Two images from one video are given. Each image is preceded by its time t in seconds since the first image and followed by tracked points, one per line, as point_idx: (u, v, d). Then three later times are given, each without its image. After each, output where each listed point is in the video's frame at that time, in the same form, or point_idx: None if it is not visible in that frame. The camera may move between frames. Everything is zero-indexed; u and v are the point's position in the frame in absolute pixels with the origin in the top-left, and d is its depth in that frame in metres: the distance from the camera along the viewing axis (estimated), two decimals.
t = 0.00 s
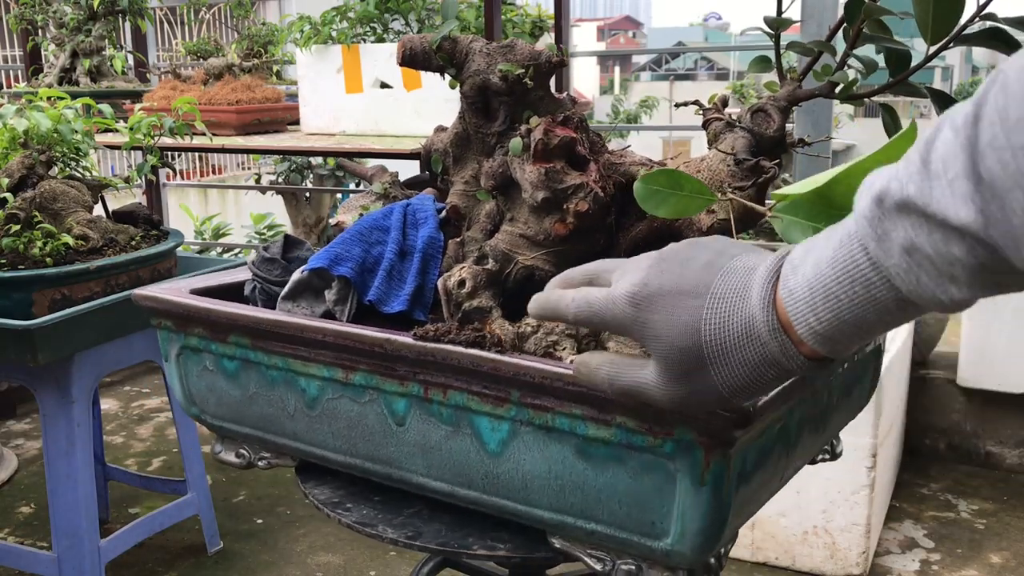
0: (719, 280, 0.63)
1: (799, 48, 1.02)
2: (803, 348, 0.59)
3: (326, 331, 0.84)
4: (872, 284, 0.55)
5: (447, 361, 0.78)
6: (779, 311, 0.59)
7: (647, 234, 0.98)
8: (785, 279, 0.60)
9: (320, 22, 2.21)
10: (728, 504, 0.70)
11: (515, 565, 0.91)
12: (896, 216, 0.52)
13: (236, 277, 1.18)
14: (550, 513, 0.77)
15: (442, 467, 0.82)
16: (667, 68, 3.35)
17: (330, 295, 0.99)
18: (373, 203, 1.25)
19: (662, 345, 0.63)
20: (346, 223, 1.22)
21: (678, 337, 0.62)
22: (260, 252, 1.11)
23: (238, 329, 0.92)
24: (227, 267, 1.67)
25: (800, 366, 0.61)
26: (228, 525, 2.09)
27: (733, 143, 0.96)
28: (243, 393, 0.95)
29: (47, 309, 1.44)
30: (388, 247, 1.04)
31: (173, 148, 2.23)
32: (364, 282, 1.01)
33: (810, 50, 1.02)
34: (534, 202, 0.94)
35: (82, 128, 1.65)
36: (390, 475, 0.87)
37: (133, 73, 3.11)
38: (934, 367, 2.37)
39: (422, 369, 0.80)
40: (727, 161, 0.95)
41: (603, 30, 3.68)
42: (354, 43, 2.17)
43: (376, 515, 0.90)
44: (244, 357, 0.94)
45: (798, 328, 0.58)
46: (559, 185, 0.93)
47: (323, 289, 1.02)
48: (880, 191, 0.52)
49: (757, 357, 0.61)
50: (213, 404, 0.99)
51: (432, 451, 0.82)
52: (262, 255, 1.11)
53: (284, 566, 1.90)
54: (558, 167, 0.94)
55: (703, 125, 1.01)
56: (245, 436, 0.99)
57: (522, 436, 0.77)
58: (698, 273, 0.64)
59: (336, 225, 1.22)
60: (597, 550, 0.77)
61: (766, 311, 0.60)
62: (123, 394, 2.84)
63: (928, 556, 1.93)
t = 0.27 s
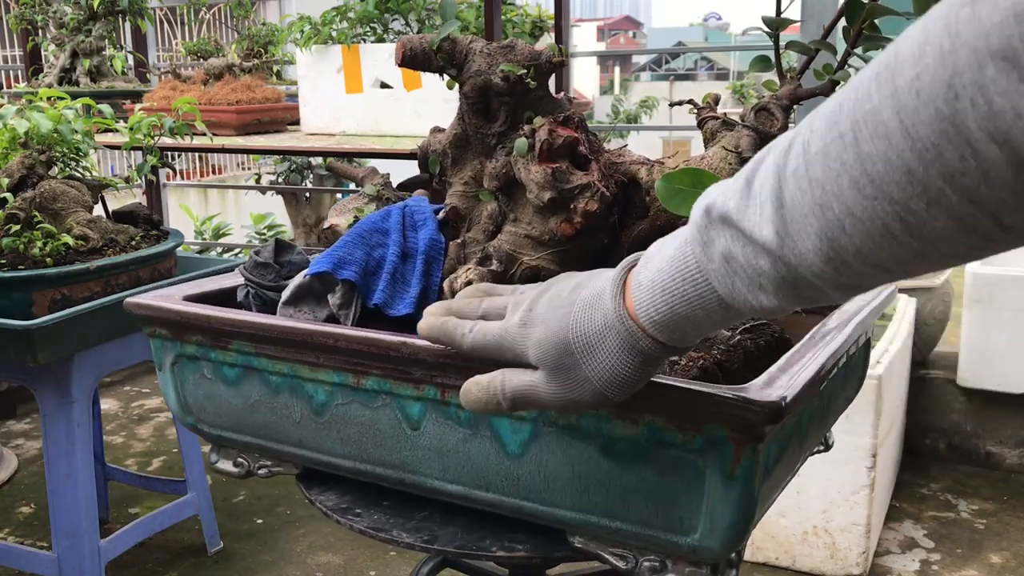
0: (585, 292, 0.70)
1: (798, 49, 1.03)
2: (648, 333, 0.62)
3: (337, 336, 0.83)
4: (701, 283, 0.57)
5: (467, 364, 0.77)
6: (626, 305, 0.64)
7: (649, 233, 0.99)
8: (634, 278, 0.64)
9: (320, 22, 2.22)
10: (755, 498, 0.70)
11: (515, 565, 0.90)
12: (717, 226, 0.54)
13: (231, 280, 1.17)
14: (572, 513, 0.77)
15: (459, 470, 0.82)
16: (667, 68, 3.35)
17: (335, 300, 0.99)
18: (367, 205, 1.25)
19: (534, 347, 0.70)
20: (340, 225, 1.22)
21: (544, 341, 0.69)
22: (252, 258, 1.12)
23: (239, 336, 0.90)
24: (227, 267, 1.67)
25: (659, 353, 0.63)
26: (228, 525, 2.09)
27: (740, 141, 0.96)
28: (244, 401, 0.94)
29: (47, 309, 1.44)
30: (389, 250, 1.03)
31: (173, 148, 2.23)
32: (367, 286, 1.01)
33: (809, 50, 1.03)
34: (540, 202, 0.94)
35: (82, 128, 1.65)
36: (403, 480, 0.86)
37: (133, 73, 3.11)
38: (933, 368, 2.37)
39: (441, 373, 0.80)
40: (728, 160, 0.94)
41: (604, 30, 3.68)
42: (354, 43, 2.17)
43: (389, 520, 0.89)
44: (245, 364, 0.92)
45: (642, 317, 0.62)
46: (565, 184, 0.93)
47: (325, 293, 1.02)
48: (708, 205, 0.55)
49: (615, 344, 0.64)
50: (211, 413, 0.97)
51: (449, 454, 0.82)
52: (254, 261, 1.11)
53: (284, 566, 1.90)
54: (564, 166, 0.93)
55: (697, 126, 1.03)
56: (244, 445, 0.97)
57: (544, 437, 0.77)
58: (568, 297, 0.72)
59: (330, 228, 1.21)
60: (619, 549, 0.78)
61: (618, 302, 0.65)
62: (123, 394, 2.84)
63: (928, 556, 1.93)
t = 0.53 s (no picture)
0: (650, 256, 0.73)
1: (799, 49, 1.03)
2: (697, 313, 0.66)
3: (350, 339, 0.83)
4: (757, 259, 0.60)
5: (487, 364, 0.77)
6: (681, 279, 0.67)
7: (652, 231, 0.98)
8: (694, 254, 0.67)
9: (320, 22, 2.22)
10: (776, 492, 0.71)
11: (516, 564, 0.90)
12: (780, 204, 0.56)
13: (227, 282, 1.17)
14: (592, 513, 0.77)
15: (475, 471, 0.82)
16: (667, 68, 3.35)
17: (340, 302, 0.99)
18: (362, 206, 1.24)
19: (586, 302, 0.73)
20: (335, 226, 1.20)
21: (596, 298, 0.72)
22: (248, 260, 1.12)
23: (244, 341, 0.90)
24: (227, 267, 1.67)
25: (705, 332, 0.66)
26: (228, 524, 2.10)
27: (746, 141, 0.96)
28: (248, 406, 0.93)
29: (47, 309, 1.44)
30: (393, 251, 1.04)
31: (173, 148, 2.23)
32: (372, 288, 1.01)
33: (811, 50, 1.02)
34: (546, 202, 0.94)
35: (82, 128, 1.65)
36: (416, 482, 0.86)
37: (134, 73, 3.12)
38: (933, 368, 2.37)
39: (458, 374, 0.80)
40: (732, 159, 0.94)
41: (603, 30, 3.68)
42: (354, 43, 2.17)
43: (400, 523, 0.89)
44: (249, 368, 0.92)
45: (693, 292, 0.65)
46: (572, 184, 0.93)
47: (329, 296, 1.00)
48: (771, 180, 0.56)
49: (662, 316, 0.68)
50: (211, 419, 0.97)
51: (464, 456, 0.82)
52: (250, 264, 1.11)
53: (283, 566, 1.90)
54: (570, 166, 0.93)
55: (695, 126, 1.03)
56: (246, 451, 0.96)
57: (563, 436, 0.77)
58: (631, 256, 0.75)
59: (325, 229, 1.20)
60: (638, 546, 0.77)
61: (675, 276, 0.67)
62: (123, 394, 2.84)
63: (928, 556, 1.93)
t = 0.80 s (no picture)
0: (755, 301, 0.69)
1: (799, 48, 1.02)
2: (814, 363, 0.63)
3: (360, 341, 0.82)
4: (886, 305, 0.58)
5: (502, 365, 0.77)
6: (796, 326, 0.64)
7: (653, 230, 0.98)
8: (808, 299, 0.64)
9: (320, 22, 2.22)
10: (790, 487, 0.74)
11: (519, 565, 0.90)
12: (908, 238, 0.57)
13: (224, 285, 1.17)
14: (606, 511, 0.79)
15: (486, 472, 0.82)
16: (667, 68, 3.35)
17: (344, 304, 0.99)
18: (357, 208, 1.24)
19: (686, 347, 0.69)
20: (331, 227, 1.20)
21: (699, 348, 0.68)
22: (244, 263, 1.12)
23: (248, 345, 0.89)
24: (227, 267, 1.67)
25: (821, 386, 0.63)
26: (228, 524, 2.09)
27: (749, 140, 0.96)
28: (251, 410, 0.93)
29: (47, 309, 1.44)
30: (396, 252, 1.04)
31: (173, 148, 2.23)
32: (376, 289, 1.01)
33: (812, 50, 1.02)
34: (551, 202, 0.94)
35: (82, 128, 1.65)
36: (425, 484, 0.86)
37: (134, 73, 3.12)
38: (933, 368, 2.36)
39: (470, 375, 0.80)
40: (732, 158, 0.94)
41: (603, 30, 3.67)
42: (354, 43, 2.17)
43: (409, 526, 0.89)
44: (253, 372, 0.91)
45: (811, 341, 0.62)
46: (577, 184, 0.93)
47: (332, 298, 1.01)
48: (893, 219, 0.58)
49: (774, 367, 0.65)
50: (212, 424, 0.97)
51: (475, 457, 0.82)
52: (245, 266, 1.11)
53: (284, 566, 1.90)
54: (574, 166, 0.93)
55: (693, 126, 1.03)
56: (248, 455, 0.96)
57: (577, 436, 0.78)
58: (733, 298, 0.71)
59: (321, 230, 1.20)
60: (649, 544, 0.79)
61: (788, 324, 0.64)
62: (123, 394, 2.84)
63: (928, 556, 1.93)
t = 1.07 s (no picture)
0: (904, 324, 0.62)
1: (797, 48, 1.03)
2: (988, 381, 0.55)
3: (367, 342, 0.82)
4: None
5: (510, 365, 0.77)
6: (960, 344, 0.57)
7: (654, 230, 0.97)
8: (974, 313, 0.57)
9: (320, 22, 2.22)
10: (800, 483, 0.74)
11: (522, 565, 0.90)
12: None
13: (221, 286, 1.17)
14: (615, 510, 0.79)
15: (494, 473, 0.82)
16: (667, 68, 3.35)
17: (347, 305, 0.99)
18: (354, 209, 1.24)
19: (845, 388, 0.63)
20: (330, 228, 1.20)
21: (859, 382, 0.62)
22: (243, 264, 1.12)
23: (250, 347, 0.90)
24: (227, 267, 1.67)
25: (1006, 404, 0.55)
26: (228, 524, 2.09)
27: (750, 139, 0.96)
28: (253, 413, 0.93)
29: (47, 309, 1.44)
30: (398, 253, 1.04)
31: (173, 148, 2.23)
32: (379, 290, 1.01)
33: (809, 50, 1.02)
34: (554, 202, 0.94)
35: (82, 128, 1.64)
36: (431, 486, 0.86)
37: (134, 73, 3.12)
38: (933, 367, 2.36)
39: (478, 376, 0.80)
40: (732, 157, 0.94)
41: (603, 30, 3.68)
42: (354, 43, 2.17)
43: (415, 528, 0.89)
44: (254, 375, 0.91)
45: (983, 358, 0.55)
46: (579, 184, 0.93)
47: (334, 300, 1.01)
48: None
49: (940, 393, 0.57)
50: (212, 427, 0.96)
51: (483, 458, 0.82)
52: (244, 267, 1.11)
53: (284, 566, 1.90)
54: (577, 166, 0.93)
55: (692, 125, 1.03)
56: (250, 458, 0.96)
57: (586, 436, 0.78)
58: (888, 321, 0.64)
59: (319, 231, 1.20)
60: (658, 543, 0.79)
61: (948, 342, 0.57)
62: (123, 394, 2.84)
63: (928, 556, 1.93)
